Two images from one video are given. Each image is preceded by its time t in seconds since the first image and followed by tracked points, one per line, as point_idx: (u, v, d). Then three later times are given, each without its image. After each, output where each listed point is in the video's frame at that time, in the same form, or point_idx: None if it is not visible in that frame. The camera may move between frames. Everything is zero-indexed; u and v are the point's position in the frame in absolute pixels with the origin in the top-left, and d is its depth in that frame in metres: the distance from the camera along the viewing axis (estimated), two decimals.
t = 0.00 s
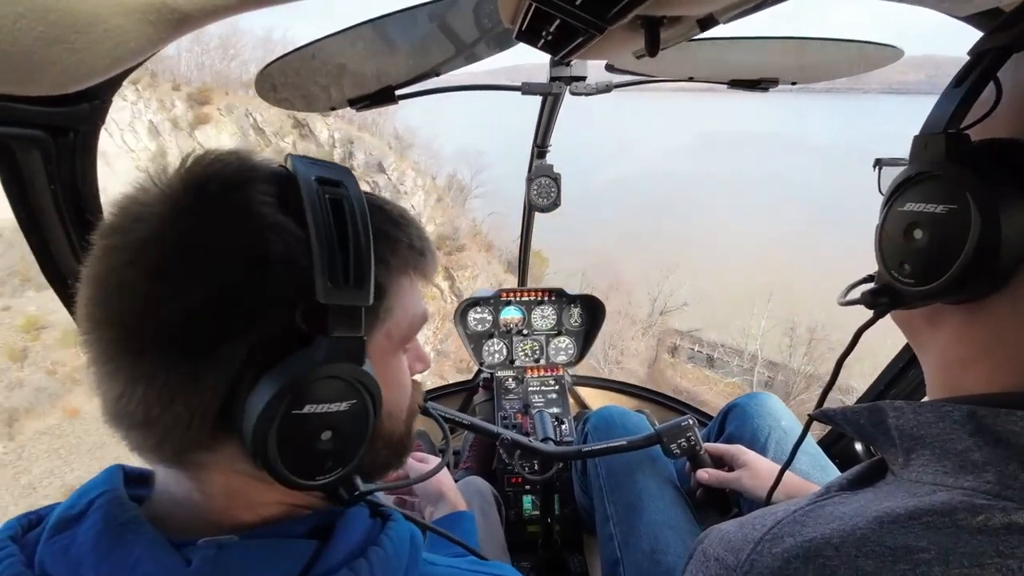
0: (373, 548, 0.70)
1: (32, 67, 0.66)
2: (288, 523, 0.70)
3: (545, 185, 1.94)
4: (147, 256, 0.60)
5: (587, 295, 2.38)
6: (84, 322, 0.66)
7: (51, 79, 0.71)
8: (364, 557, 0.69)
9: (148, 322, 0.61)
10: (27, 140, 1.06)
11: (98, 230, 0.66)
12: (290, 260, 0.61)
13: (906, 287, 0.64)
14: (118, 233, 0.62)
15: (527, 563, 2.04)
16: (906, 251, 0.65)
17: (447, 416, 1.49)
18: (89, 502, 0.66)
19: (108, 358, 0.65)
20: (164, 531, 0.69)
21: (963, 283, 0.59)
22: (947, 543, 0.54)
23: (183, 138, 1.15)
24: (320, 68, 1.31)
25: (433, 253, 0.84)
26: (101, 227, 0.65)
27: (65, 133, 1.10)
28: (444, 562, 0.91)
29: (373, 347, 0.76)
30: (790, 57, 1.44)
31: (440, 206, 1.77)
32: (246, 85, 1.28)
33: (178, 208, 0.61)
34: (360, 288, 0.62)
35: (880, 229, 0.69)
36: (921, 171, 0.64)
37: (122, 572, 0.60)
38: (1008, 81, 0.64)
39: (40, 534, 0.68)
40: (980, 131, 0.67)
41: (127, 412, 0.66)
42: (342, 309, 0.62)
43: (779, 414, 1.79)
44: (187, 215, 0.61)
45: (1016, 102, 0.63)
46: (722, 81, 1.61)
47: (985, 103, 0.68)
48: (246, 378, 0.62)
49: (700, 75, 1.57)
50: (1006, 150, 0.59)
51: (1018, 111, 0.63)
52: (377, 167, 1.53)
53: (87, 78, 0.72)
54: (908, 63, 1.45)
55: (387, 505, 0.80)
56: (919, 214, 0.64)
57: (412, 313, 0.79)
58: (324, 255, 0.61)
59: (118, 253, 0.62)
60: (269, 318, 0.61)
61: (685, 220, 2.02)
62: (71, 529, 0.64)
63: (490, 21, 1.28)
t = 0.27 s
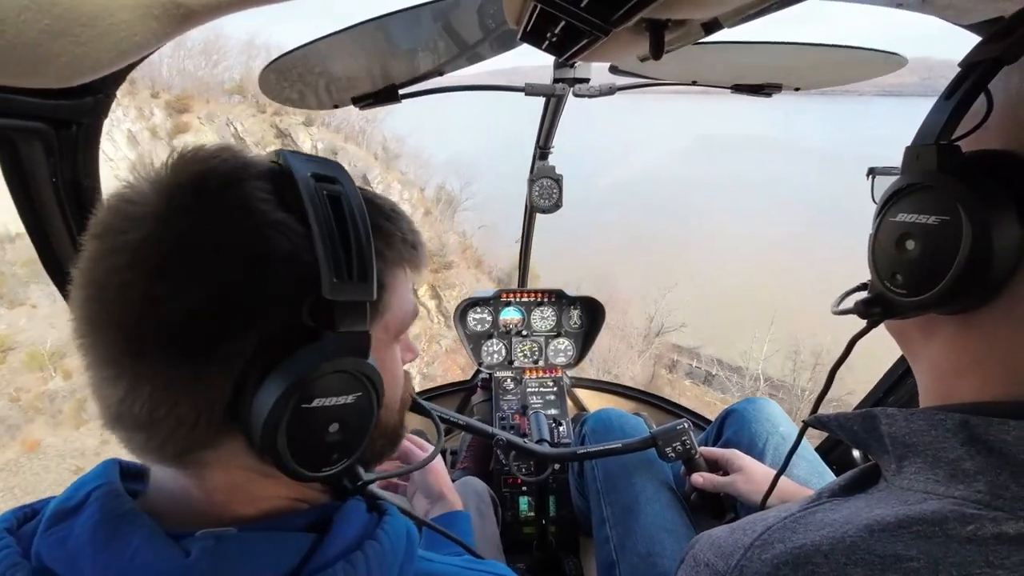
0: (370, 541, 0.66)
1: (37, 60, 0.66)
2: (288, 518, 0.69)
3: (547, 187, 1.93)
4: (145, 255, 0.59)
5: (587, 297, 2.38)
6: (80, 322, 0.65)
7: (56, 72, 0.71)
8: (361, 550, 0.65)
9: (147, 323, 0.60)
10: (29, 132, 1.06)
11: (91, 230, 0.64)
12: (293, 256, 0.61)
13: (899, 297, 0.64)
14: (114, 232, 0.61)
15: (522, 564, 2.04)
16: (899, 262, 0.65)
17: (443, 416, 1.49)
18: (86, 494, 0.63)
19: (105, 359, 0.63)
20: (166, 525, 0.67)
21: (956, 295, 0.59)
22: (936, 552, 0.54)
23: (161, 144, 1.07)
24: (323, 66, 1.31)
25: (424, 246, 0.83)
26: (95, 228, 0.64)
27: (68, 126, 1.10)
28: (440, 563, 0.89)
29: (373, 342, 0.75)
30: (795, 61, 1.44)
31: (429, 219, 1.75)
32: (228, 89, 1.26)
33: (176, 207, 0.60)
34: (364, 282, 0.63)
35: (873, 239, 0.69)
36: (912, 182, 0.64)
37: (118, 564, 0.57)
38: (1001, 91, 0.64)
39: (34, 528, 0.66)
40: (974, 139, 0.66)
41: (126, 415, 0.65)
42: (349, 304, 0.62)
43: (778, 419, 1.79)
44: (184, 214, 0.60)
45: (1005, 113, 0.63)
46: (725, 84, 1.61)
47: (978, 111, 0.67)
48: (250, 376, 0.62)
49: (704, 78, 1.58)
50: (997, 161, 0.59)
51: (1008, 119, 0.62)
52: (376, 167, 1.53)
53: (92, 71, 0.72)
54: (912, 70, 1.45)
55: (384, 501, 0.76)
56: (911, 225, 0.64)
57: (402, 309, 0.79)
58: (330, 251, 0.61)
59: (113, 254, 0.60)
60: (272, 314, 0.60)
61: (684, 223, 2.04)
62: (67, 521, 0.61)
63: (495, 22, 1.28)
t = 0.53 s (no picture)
0: (365, 541, 0.65)
1: (40, 56, 0.66)
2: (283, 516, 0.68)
3: (548, 188, 1.93)
4: (147, 260, 0.56)
5: (587, 299, 2.38)
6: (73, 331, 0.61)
7: (58, 69, 0.71)
8: (356, 551, 0.64)
9: (153, 330, 0.57)
10: (30, 129, 1.05)
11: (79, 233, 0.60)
12: (305, 257, 0.59)
13: (896, 302, 0.64)
14: (108, 237, 0.58)
15: (519, 566, 2.04)
16: (896, 266, 0.64)
17: (441, 416, 1.49)
18: (82, 491, 0.63)
19: (102, 370, 0.60)
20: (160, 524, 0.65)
21: (954, 298, 0.58)
22: (931, 558, 0.54)
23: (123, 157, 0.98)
24: (325, 65, 1.30)
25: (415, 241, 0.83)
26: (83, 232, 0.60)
27: (69, 123, 1.10)
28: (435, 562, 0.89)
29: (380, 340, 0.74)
30: (797, 64, 1.43)
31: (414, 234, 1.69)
32: (211, 96, 1.24)
33: (177, 208, 0.57)
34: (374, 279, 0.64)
35: (871, 242, 0.68)
36: (911, 186, 0.64)
37: (112, 561, 0.57)
38: (1000, 96, 0.64)
39: (29, 524, 0.66)
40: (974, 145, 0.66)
41: (127, 428, 0.61)
42: (363, 301, 0.62)
43: (776, 422, 1.79)
44: (188, 216, 0.57)
45: (1005, 115, 0.63)
46: (727, 87, 1.60)
47: (977, 116, 0.67)
48: (263, 379, 0.60)
49: (706, 81, 1.58)
50: (996, 164, 0.59)
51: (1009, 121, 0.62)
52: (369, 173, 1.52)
53: (94, 68, 0.72)
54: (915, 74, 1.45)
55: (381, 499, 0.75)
56: (909, 229, 0.63)
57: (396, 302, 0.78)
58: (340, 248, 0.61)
59: (109, 260, 0.57)
60: (285, 316, 0.59)
61: (684, 224, 2.06)
62: (62, 517, 0.61)
63: (497, 22, 1.28)
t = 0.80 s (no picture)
0: (370, 540, 0.65)
1: (45, 55, 0.66)
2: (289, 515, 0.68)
3: (550, 189, 1.94)
4: (201, 277, 0.49)
5: (588, 300, 2.38)
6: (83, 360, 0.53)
7: (63, 68, 0.71)
8: (362, 550, 0.64)
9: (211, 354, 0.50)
10: (35, 128, 1.06)
11: (93, 244, 0.51)
12: (378, 264, 0.59)
13: (901, 303, 0.64)
14: (135, 251, 0.49)
15: (520, 567, 2.04)
16: (901, 268, 0.65)
17: (444, 416, 1.49)
18: (87, 489, 0.63)
19: (132, 403, 0.52)
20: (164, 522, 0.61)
21: (958, 300, 0.58)
22: (935, 560, 0.54)
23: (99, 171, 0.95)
24: (328, 65, 1.30)
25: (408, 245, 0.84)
26: (88, 246, 0.51)
27: (74, 122, 1.10)
28: (437, 562, 0.89)
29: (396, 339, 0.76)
30: (800, 66, 1.44)
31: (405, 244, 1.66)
32: (187, 103, 1.21)
33: (226, 216, 0.51)
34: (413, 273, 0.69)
35: (876, 244, 0.69)
36: (918, 187, 0.64)
37: (118, 561, 0.57)
38: (1007, 99, 0.64)
39: (34, 521, 0.66)
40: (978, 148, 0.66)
41: (164, 464, 0.54)
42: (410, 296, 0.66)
43: (779, 425, 1.79)
44: (260, 225, 0.52)
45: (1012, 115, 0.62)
46: (730, 88, 1.61)
47: (984, 119, 0.66)
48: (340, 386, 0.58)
49: (708, 83, 1.58)
50: (1001, 167, 0.59)
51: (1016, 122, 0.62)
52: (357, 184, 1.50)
53: (99, 68, 0.72)
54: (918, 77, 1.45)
55: (385, 498, 0.75)
56: (914, 231, 0.64)
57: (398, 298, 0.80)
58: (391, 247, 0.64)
59: (141, 278, 0.49)
60: (347, 322, 0.56)
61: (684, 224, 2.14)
62: (68, 516, 0.61)
63: (500, 23, 1.28)
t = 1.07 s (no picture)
0: (374, 542, 0.65)
1: (50, 59, 0.66)
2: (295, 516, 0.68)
3: (553, 190, 1.94)
4: (218, 288, 0.49)
5: (592, 300, 2.38)
6: (95, 382, 0.52)
7: (67, 72, 0.71)
8: (366, 552, 0.64)
9: (235, 362, 0.51)
10: (40, 131, 1.06)
11: (105, 263, 0.49)
12: (389, 267, 0.61)
13: (911, 303, 0.63)
14: (147, 266, 0.49)
15: (524, 568, 2.04)
16: (910, 268, 0.64)
17: (447, 416, 1.49)
18: (93, 489, 0.63)
19: (155, 419, 0.52)
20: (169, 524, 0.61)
21: (970, 301, 0.58)
22: (943, 562, 0.54)
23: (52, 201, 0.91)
24: (331, 66, 1.31)
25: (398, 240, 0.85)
26: (91, 266, 0.50)
27: (79, 125, 1.10)
28: (441, 563, 0.89)
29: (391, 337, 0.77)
30: (802, 67, 1.44)
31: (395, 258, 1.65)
32: (159, 112, 1.19)
33: (234, 222, 0.51)
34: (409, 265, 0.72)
35: (884, 245, 0.68)
36: (926, 187, 0.64)
37: (127, 561, 0.57)
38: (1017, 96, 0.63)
39: (41, 522, 0.66)
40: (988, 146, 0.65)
41: (190, 478, 0.54)
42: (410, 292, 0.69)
43: (784, 426, 1.78)
44: (285, 238, 0.52)
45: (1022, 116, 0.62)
46: (734, 88, 1.61)
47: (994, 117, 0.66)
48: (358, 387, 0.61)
49: (712, 83, 1.58)
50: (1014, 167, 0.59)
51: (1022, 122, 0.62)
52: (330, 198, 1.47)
53: (103, 71, 0.73)
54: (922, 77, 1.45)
55: (389, 499, 0.75)
56: (924, 231, 0.63)
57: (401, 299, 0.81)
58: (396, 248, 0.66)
59: (172, 298, 0.49)
60: (360, 315, 0.57)
61: (685, 224, 2.14)
62: (74, 516, 0.61)
63: (503, 24, 1.28)
